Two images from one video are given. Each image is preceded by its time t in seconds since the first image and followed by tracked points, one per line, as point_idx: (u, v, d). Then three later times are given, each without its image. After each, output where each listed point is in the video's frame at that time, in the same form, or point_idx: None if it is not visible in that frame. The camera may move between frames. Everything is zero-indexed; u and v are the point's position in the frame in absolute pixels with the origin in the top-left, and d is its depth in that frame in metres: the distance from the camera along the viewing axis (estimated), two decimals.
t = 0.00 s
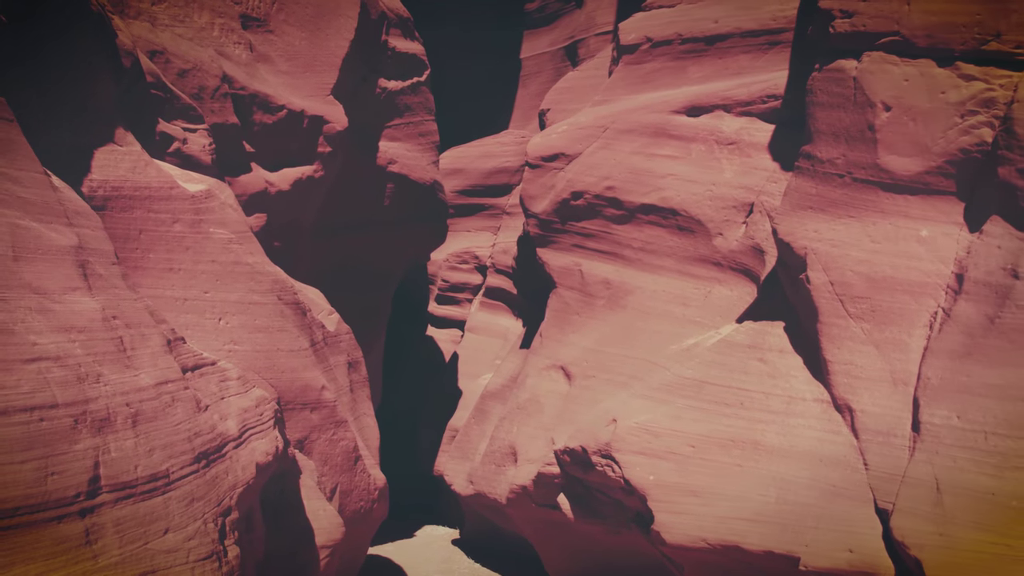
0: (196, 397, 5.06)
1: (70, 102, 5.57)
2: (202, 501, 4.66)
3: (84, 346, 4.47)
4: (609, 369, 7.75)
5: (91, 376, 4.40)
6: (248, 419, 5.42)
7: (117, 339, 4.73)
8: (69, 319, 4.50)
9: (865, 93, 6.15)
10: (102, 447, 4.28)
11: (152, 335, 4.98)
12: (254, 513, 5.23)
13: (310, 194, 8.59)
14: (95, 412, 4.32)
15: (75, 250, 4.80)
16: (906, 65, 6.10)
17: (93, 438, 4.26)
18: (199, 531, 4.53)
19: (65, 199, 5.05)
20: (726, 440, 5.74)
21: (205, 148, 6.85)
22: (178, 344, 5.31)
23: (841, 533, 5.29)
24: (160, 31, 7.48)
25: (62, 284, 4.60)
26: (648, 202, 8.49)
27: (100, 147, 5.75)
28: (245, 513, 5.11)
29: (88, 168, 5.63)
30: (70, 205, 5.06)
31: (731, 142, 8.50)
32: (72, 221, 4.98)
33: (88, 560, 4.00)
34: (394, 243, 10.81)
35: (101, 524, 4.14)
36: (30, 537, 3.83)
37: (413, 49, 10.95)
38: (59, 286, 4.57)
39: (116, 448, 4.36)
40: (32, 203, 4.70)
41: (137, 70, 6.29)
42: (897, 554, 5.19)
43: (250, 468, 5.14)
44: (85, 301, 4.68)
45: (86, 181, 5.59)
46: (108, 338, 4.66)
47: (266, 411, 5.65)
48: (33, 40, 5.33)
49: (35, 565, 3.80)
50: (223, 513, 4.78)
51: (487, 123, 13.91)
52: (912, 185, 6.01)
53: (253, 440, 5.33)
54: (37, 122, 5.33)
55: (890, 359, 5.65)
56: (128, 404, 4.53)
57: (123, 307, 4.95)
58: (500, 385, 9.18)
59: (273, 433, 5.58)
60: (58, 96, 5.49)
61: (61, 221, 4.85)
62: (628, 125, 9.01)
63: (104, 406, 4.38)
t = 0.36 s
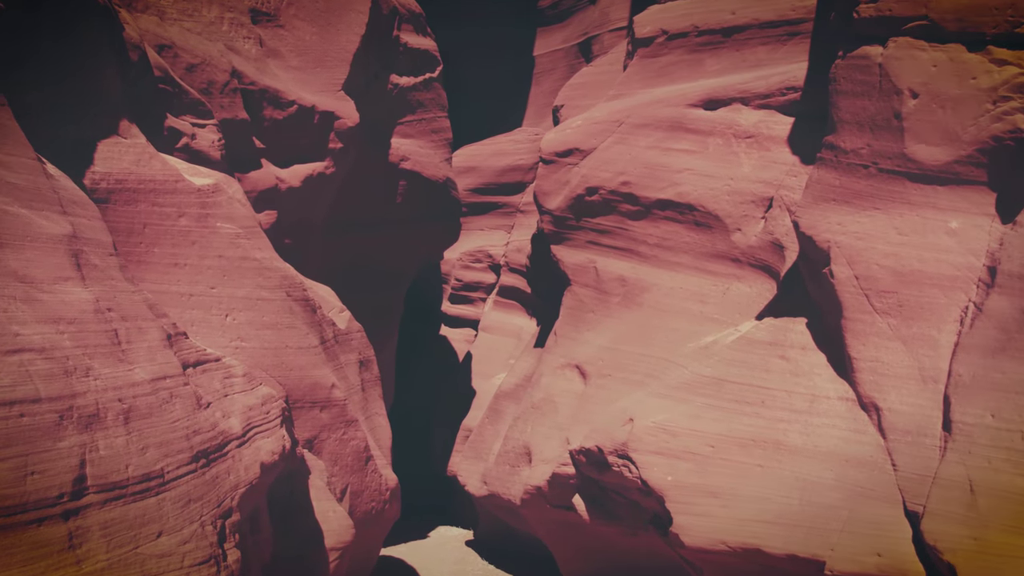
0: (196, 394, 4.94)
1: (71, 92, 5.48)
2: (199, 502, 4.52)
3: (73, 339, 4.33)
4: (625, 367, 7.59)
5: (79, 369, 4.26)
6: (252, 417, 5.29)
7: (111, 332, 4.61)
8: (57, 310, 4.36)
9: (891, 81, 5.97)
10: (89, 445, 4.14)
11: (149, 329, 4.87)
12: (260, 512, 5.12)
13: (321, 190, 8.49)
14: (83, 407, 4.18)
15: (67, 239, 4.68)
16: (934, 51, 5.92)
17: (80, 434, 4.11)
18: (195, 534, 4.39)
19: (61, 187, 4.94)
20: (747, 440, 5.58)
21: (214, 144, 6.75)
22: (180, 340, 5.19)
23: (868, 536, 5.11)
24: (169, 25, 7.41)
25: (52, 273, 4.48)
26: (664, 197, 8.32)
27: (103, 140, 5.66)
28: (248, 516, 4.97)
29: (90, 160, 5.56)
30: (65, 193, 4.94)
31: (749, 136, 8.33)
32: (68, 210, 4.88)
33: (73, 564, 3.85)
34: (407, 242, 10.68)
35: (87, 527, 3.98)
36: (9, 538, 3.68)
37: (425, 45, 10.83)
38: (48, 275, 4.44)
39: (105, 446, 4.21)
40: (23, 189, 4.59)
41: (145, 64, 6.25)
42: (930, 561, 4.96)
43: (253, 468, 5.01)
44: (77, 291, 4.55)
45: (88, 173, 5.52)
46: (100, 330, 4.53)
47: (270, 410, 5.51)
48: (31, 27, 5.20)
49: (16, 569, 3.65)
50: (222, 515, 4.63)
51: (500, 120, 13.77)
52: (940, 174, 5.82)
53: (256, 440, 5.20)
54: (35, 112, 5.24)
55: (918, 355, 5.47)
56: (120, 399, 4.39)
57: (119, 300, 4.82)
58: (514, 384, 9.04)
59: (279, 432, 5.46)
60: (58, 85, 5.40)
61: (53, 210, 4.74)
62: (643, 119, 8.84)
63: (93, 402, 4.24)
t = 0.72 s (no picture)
0: (195, 391, 4.83)
1: (72, 83, 5.38)
2: (195, 504, 4.40)
3: (61, 330, 4.19)
4: (639, 366, 7.45)
5: (67, 363, 4.12)
6: (255, 415, 5.18)
7: (104, 325, 4.48)
8: (45, 301, 4.22)
9: (915, 69, 5.80)
10: (76, 443, 3.99)
11: (147, 324, 4.75)
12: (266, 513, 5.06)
13: (331, 187, 8.38)
14: (70, 404, 4.03)
15: (60, 228, 4.55)
16: (961, 37, 5.75)
17: (66, 433, 3.96)
18: (191, 537, 4.27)
19: (53, 175, 4.81)
20: (766, 440, 5.43)
21: (221, 140, 6.71)
22: (182, 335, 5.08)
23: (892, 539, 4.96)
24: (175, 19, 7.34)
25: (41, 263, 4.33)
26: (678, 193, 8.18)
27: (104, 132, 5.54)
28: (251, 518, 4.87)
29: (93, 154, 5.42)
30: (58, 181, 4.81)
31: (765, 130, 8.18)
32: (63, 200, 4.76)
33: (57, 569, 3.71)
34: (418, 240, 10.57)
35: (72, 530, 3.84)
36: None
37: (435, 41, 10.73)
38: (37, 265, 4.29)
39: (93, 445, 4.07)
40: (12, 176, 4.45)
41: (150, 58, 6.19)
42: (958, 563, 4.81)
43: (255, 469, 4.90)
44: (69, 281, 4.41)
45: (88, 165, 5.37)
46: (92, 322, 4.40)
47: (273, 408, 5.40)
48: (29, 11, 5.12)
49: None
50: (220, 518, 4.52)
51: (511, 118, 13.66)
52: (967, 164, 5.66)
53: (259, 439, 5.09)
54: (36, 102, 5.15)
55: (945, 352, 5.31)
56: (110, 396, 4.26)
57: (113, 291, 4.70)
58: (526, 384, 8.91)
59: (284, 432, 5.35)
60: (59, 75, 5.31)
61: (46, 197, 4.61)
62: (657, 114, 8.70)
63: (81, 398, 4.10)
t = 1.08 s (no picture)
0: (192, 388, 4.67)
1: (72, 77, 5.25)
2: (189, 508, 4.26)
3: (41, 322, 4.01)
4: (653, 365, 7.28)
5: (48, 357, 3.94)
6: (256, 415, 5.04)
7: (92, 318, 4.31)
8: (26, 291, 4.04)
9: (943, 54, 5.67)
10: (56, 442, 3.80)
11: (141, 317, 4.58)
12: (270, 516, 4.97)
13: (340, 182, 8.26)
14: (49, 401, 3.84)
15: (46, 215, 4.37)
16: (988, 21, 5.65)
17: (43, 431, 3.76)
18: (183, 544, 4.11)
19: (43, 159, 4.64)
20: (787, 440, 5.25)
21: (228, 135, 6.61)
22: (180, 330, 4.93)
23: (918, 543, 4.79)
24: (181, 13, 7.22)
25: (26, 250, 4.15)
26: (693, 188, 8.00)
27: (105, 123, 5.42)
28: (252, 523, 4.74)
29: (92, 143, 5.30)
30: (48, 166, 4.65)
31: (782, 123, 7.99)
32: (53, 185, 4.59)
33: None
34: (428, 238, 10.43)
35: (50, 536, 3.65)
36: None
37: (445, 36, 10.61)
38: (20, 252, 4.11)
39: (74, 444, 3.88)
40: None
41: (156, 52, 6.08)
42: (992, 566, 4.67)
43: (255, 470, 4.77)
44: (53, 270, 4.24)
45: (88, 156, 5.24)
46: (79, 314, 4.23)
47: (274, 407, 5.25)
48: (29, 7, 4.99)
49: None
50: (216, 523, 4.37)
51: (522, 116, 13.51)
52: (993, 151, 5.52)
53: (260, 440, 4.95)
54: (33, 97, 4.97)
55: (976, 348, 5.13)
56: (96, 392, 4.08)
57: (104, 282, 4.54)
58: (538, 383, 8.76)
59: (286, 431, 5.20)
60: (59, 71, 5.18)
61: (33, 182, 4.43)
62: (671, 108, 8.53)
63: (62, 394, 3.91)
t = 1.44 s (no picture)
0: (185, 385, 4.44)
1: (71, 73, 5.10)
2: (180, 515, 3.98)
3: (16, 314, 3.73)
4: (667, 363, 7.12)
5: (22, 351, 3.66)
6: (254, 415, 4.81)
7: (76, 310, 4.07)
8: (3, 281, 3.78)
9: (969, 40, 5.52)
10: (28, 442, 3.50)
11: (129, 311, 4.36)
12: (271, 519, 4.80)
13: (347, 178, 8.15)
14: (22, 400, 3.54)
15: (30, 200, 4.18)
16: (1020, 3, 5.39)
17: (10, 432, 3.44)
18: (168, 552, 3.81)
19: (28, 144, 4.45)
20: (808, 440, 5.09)
21: (233, 130, 6.54)
22: (175, 325, 4.73)
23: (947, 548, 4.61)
24: (187, 6, 7.05)
25: (6, 238, 3.94)
26: (707, 182, 7.83)
27: (104, 115, 5.26)
28: (246, 532, 4.46)
29: (89, 134, 5.12)
30: (33, 151, 4.45)
31: (798, 116, 7.81)
32: (36, 171, 4.38)
33: None
34: (437, 236, 10.29)
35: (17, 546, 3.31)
36: None
37: (454, 31, 10.49)
38: None
39: (48, 445, 3.58)
40: None
41: (159, 44, 5.96)
42: None
43: (252, 473, 4.53)
44: (35, 260, 4.01)
45: (86, 148, 5.07)
46: (60, 307, 3.97)
47: (274, 407, 5.04)
48: (30, 7, 4.85)
49: None
50: (207, 529, 4.10)
51: (532, 113, 13.40)
52: None
53: (259, 441, 4.72)
54: (31, 97, 4.81)
55: (1006, 344, 4.93)
56: (75, 390, 3.81)
57: (91, 273, 4.34)
58: (549, 382, 8.61)
59: (286, 432, 5.00)
60: (61, 71, 5.04)
61: (17, 167, 4.24)
62: (684, 102, 8.37)
63: (36, 391, 3.62)
